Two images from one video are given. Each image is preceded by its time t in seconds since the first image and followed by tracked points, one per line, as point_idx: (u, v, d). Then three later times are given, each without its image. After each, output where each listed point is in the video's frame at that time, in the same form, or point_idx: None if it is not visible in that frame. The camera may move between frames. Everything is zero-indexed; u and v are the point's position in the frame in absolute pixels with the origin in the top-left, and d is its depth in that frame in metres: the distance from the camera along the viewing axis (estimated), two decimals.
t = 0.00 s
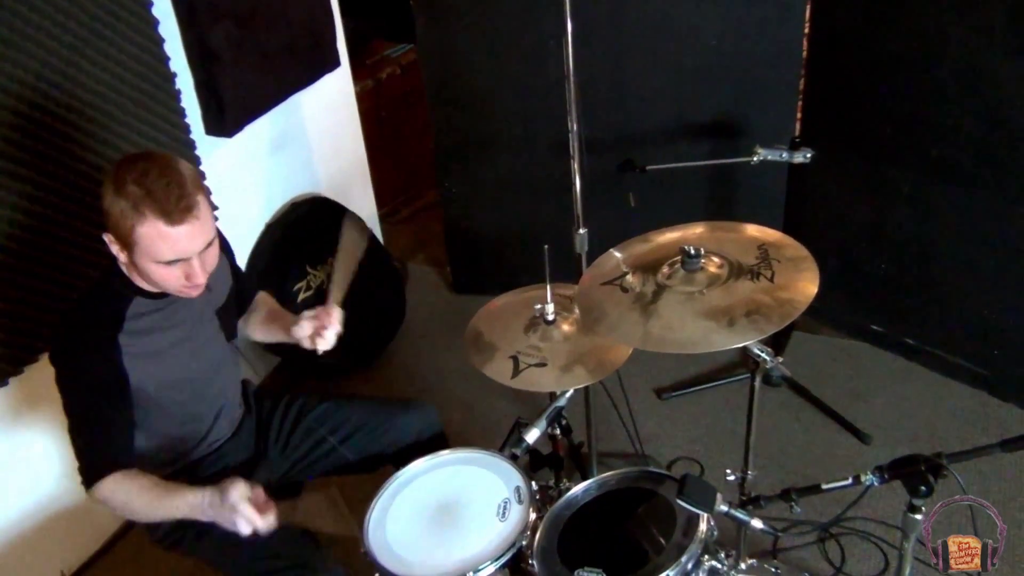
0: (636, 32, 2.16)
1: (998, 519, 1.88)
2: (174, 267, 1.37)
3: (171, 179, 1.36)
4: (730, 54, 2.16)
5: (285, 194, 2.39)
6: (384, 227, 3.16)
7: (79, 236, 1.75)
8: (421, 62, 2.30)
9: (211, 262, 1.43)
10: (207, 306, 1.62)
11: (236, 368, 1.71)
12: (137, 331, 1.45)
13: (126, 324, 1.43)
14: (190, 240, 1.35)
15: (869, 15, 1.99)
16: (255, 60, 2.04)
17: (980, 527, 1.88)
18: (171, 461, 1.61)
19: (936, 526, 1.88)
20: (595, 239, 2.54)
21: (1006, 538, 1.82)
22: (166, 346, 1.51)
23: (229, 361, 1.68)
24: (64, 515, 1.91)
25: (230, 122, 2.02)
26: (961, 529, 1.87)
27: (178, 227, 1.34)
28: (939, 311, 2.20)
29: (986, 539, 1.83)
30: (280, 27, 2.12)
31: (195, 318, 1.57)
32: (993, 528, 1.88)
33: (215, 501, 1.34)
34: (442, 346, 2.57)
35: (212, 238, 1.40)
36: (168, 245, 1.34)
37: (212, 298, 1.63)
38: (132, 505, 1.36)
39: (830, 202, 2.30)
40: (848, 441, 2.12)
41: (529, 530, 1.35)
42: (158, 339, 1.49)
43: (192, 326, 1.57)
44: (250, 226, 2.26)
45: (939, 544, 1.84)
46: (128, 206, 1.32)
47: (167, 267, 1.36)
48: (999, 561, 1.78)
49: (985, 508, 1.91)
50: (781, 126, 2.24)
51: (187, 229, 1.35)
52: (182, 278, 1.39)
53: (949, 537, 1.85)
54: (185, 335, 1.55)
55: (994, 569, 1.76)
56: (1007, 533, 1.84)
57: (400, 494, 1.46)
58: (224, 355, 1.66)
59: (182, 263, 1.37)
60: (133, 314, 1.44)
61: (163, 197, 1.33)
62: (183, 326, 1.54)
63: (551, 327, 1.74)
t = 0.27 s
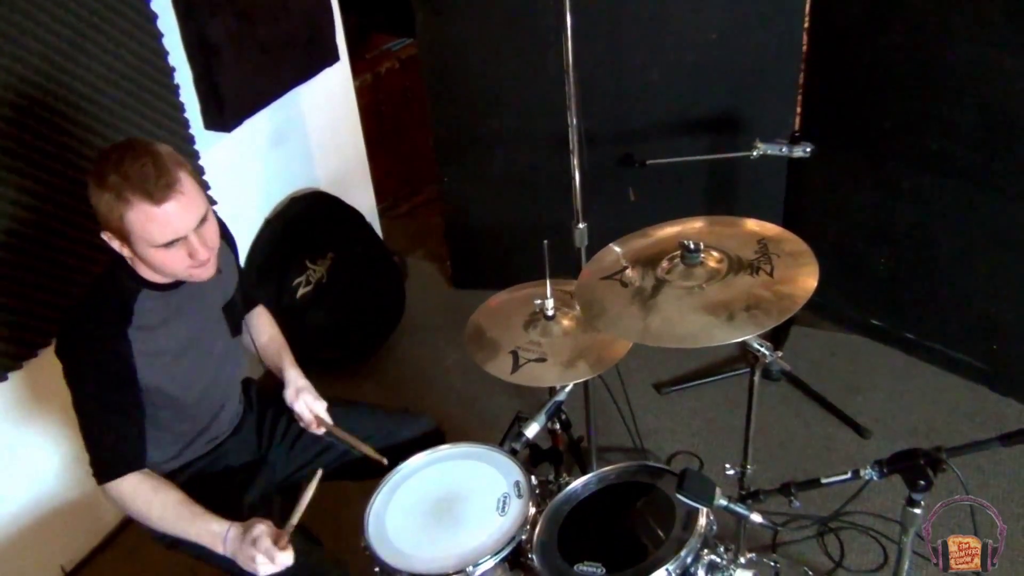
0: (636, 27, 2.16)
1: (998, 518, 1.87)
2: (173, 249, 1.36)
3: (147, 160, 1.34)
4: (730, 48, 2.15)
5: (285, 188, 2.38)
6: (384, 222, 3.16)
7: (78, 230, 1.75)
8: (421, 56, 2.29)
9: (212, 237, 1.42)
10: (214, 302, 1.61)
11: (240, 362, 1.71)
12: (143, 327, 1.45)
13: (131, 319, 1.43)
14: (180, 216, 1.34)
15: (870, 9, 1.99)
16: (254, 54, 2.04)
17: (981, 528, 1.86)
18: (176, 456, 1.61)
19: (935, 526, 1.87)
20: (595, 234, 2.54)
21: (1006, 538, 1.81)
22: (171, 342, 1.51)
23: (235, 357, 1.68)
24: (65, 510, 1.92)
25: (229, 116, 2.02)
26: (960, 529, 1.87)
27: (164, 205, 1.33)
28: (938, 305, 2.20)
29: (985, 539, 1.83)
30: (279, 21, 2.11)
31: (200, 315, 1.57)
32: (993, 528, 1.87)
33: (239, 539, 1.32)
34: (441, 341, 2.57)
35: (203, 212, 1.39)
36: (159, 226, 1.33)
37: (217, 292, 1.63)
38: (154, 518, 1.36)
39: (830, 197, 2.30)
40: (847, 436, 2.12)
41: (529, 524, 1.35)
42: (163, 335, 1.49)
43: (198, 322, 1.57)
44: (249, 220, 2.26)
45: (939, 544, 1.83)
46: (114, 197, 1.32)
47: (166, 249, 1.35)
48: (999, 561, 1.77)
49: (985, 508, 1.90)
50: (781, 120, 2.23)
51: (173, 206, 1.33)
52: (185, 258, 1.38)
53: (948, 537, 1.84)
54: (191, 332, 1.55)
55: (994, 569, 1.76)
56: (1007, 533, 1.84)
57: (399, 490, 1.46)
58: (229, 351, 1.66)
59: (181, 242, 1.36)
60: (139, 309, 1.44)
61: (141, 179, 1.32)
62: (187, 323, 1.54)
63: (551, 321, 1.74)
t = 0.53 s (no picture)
0: (637, 21, 2.15)
1: (998, 518, 1.86)
2: (167, 251, 1.36)
3: (152, 161, 1.35)
4: (732, 43, 2.15)
5: (285, 184, 2.38)
6: (384, 217, 3.16)
7: (78, 226, 1.75)
8: (422, 51, 2.29)
9: (206, 244, 1.42)
10: (209, 297, 1.61)
11: (239, 356, 1.72)
12: (138, 322, 1.45)
13: (126, 315, 1.44)
14: (177, 220, 1.35)
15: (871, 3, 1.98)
16: (254, 49, 2.03)
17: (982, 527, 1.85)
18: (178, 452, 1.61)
19: (936, 525, 1.86)
20: (596, 229, 2.54)
21: (1005, 539, 1.80)
22: (168, 337, 1.51)
23: (234, 352, 1.68)
24: (65, 505, 1.92)
25: (229, 111, 2.02)
26: (960, 529, 1.85)
27: (163, 207, 1.33)
28: (939, 300, 2.20)
29: (985, 539, 1.81)
30: (280, 16, 2.11)
31: (197, 310, 1.57)
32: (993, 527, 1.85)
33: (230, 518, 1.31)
34: (442, 336, 2.57)
35: (202, 217, 1.39)
36: (157, 227, 1.33)
37: (213, 287, 1.63)
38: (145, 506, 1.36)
39: (831, 192, 2.29)
40: (848, 431, 2.12)
41: (529, 519, 1.35)
42: (159, 331, 1.49)
43: (195, 317, 1.57)
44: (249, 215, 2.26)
45: (939, 544, 1.82)
46: (114, 194, 1.32)
47: (161, 250, 1.36)
48: (999, 561, 1.76)
49: (984, 508, 1.89)
50: (782, 115, 2.23)
51: (172, 210, 1.34)
52: (178, 261, 1.38)
53: (948, 537, 1.83)
54: (188, 327, 1.55)
55: (995, 569, 1.74)
56: (1006, 534, 1.83)
57: (399, 485, 1.46)
58: (228, 346, 1.66)
59: (175, 245, 1.36)
60: (133, 305, 1.45)
61: (143, 179, 1.32)
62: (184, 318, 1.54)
63: (552, 316, 1.74)
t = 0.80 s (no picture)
0: (637, 16, 2.15)
1: (998, 519, 1.85)
2: (189, 229, 1.40)
3: (147, 144, 1.37)
4: (731, 37, 2.15)
5: (285, 179, 2.38)
6: (383, 212, 3.15)
7: (77, 221, 1.75)
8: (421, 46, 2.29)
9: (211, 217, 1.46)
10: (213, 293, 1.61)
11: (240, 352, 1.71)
12: (140, 317, 1.45)
13: (128, 309, 1.43)
14: (192, 195, 1.39)
15: None
16: (253, 44, 2.03)
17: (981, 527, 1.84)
18: (178, 447, 1.61)
19: (936, 524, 1.85)
20: (595, 223, 2.54)
21: (1005, 539, 1.79)
22: (170, 332, 1.51)
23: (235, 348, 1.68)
24: (64, 500, 1.92)
25: (228, 106, 2.01)
26: (960, 529, 1.85)
27: (178, 184, 1.37)
28: (939, 295, 2.20)
29: (985, 539, 1.80)
30: (278, 10, 2.10)
31: (200, 306, 1.57)
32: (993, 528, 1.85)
33: (253, 539, 1.32)
34: (442, 331, 2.57)
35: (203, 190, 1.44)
36: (177, 205, 1.36)
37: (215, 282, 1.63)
38: (160, 514, 1.36)
39: (830, 186, 2.29)
40: (847, 425, 2.13)
41: (529, 514, 1.35)
42: (161, 326, 1.49)
43: (198, 313, 1.56)
44: (249, 211, 2.25)
45: (939, 544, 1.81)
46: (126, 184, 1.33)
47: (183, 229, 1.38)
48: (999, 561, 1.76)
49: (984, 508, 1.88)
50: (782, 109, 2.23)
51: (185, 186, 1.38)
52: (197, 237, 1.42)
53: (948, 537, 1.82)
54: (190, 322, 1.55)
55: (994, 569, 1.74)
56: (1006, 534, 1.82)
57: (400, 480, 1.46)
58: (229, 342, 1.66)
59: (194, 221, 1.40)
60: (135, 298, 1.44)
61: (151, 162, 1.35)
62: (187, 314, 1.54)
63: (551, 311, 1.74)
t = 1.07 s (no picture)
0: (636, 10, 2.14)
1: (998, 519, 1.85)
2: (212, 226, 1.43)
3: (170, 144, 1.39)
4: (731, 31, 2.14)
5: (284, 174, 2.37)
6: (382, 207, 3.15)
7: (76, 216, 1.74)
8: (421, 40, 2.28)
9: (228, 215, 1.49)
10: (207, 288, 1.61)
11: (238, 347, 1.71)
12: (137, 313, 1.45)
13: (126, 306, 1.43)
14: (216, 193, 1.42)
15: None
16: (252, 39, 2.02)
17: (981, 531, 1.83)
18: (179, 443, 1.61)
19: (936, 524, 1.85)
20: (595, 218, 2.54)
21: (1005, 539, 1.78)
22: (167, 328, 1.51)
23: (231, 343, 1.68)
24: (63, 495, 1.92)
25: (227, 101, 2.01)
26: (959, 529, 1.84)
27: (203, 182, 1.39)
28: (938, 289, 2.20)
29: (984, 539, 1.80)
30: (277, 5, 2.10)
31: (194, 301, 1.57)
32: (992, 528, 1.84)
33: (256, 526, 1.35)
34: (442, 326, 2.57)
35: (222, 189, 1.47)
36: (204, 203, 1.39)
37: (210, 277, 1.62)
38: (166, 511, 1.38)
39: (830, 180, 2.29)
40: (847, 419, 2.13)
41: (529, 508, 1.36)
42: (157, 322, 1.49)
43: (193, 308, 1.56)
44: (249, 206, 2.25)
45: (939, 544, 1.80)
46: (154, 184, 1.35)
47: (206, 227, 1.41)
48: (999, 560, 1.75)
49: (984, 507, 1.87)
50: (781, 104, 2.22)
51: (211, 184, 1.41)
52: (218, 234, 1.45)
53: (948, 537, 1.81)
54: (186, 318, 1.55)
55: (995, 569, 1.73)
56: (1006, 533, 1.81)
57: (399, 475, 1.47)
58: (226, 337, 1.66)
59: (217, 219, 1.43)
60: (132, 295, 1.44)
61: (178, 161, 1.37)
62: (182, 309, 1.54)
63: (550, 306, 1.74)
